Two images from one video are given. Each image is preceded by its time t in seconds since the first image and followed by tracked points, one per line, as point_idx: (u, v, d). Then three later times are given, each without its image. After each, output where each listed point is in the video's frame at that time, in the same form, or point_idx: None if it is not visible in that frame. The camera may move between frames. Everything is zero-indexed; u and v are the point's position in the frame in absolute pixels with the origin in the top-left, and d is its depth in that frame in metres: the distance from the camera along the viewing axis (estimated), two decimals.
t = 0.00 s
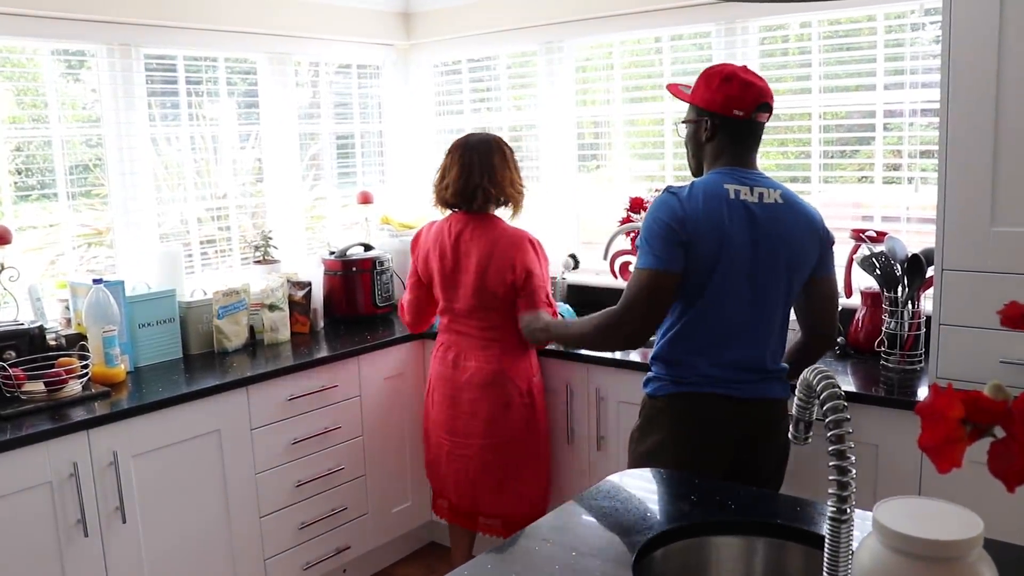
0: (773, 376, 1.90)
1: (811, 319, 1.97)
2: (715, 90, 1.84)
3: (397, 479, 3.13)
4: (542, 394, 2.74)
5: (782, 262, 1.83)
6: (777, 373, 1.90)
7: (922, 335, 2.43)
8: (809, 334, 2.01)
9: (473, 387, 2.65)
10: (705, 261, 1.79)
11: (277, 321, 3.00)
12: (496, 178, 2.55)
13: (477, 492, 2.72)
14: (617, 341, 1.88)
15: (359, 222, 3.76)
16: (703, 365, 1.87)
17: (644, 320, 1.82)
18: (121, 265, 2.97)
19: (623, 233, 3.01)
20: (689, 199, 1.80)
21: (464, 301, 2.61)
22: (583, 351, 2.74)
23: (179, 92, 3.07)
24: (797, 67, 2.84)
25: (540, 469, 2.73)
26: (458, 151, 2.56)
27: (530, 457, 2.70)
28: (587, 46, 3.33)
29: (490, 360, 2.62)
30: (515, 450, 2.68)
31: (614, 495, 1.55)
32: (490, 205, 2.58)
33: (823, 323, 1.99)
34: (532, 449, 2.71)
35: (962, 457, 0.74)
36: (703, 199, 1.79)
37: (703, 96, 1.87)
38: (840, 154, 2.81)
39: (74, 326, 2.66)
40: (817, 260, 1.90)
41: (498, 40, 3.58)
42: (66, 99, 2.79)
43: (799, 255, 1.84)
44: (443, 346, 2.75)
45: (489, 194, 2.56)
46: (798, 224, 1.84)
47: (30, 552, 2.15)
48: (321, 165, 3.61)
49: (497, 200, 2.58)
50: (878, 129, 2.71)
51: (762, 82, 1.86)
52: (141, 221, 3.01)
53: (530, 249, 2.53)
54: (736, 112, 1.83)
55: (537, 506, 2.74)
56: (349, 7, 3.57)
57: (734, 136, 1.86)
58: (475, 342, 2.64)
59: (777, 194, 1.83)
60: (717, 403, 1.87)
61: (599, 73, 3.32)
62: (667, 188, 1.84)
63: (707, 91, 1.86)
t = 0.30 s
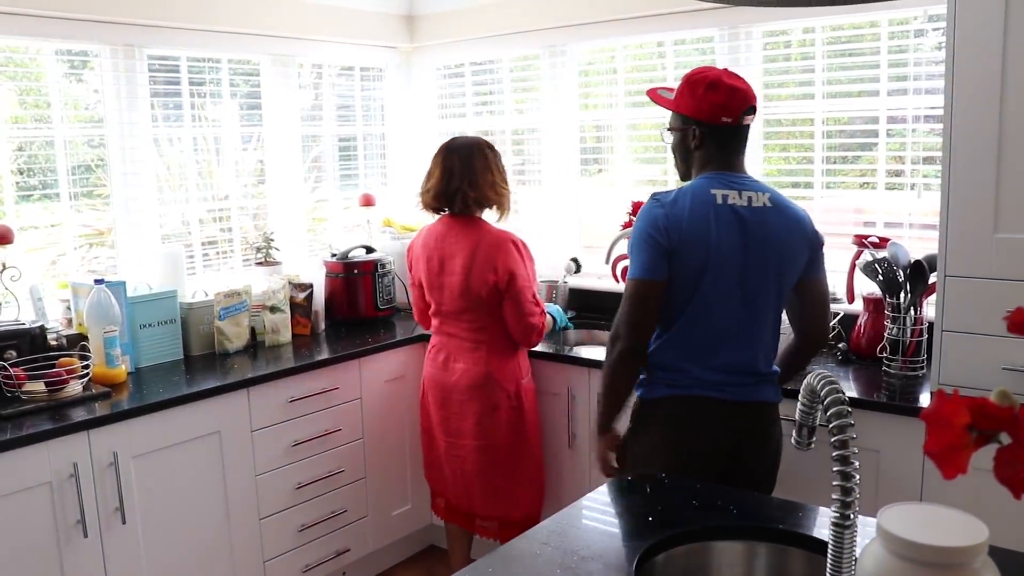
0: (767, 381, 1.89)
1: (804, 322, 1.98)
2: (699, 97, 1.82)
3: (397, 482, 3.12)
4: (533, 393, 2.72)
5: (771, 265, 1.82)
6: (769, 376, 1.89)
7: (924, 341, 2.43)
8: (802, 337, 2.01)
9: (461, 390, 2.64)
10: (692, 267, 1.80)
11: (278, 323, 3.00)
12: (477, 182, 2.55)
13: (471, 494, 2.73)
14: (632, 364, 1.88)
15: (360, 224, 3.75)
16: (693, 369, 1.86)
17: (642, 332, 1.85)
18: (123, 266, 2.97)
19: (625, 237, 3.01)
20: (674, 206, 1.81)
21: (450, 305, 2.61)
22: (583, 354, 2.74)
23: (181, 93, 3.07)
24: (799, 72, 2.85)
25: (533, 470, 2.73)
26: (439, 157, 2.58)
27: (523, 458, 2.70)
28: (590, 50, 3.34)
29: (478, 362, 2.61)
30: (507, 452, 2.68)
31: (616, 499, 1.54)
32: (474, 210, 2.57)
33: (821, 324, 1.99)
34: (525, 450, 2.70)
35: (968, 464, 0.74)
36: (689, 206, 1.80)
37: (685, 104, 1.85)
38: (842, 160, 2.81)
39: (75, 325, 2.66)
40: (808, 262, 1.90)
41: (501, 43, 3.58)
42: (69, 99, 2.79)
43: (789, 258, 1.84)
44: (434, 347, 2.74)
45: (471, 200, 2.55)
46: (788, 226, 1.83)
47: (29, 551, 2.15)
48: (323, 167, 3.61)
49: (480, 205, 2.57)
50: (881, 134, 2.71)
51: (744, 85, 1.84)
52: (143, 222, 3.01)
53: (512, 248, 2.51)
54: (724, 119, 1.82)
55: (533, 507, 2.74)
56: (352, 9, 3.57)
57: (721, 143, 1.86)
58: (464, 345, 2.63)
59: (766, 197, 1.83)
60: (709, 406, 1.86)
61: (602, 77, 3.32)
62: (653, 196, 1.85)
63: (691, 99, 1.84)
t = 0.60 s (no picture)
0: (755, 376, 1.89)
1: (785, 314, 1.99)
2: (674, 101, 1.82)
3: (396, 480, 3.12)
4: (522, 388, 2.70)
5: (751, 260, 1.83)
6: (756, 371, 1.89)
7: (925, 341, 2.42)
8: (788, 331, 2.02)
9: (448, 386, 2.64)
10: (673, 266, 1.80)
11: (278, 321, 2.99)
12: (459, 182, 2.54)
13: (463, 492, 2.72)
14: (607, 363, 1.89)
15: (361, 223, 3.74)
16: (678, 364, 1.86)
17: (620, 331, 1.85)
18: (123, 263, 2.97)
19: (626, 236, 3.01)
20: (651, 205, 1.80)
21: (437, 302, 2.61)
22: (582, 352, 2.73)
23: (182, 91, 3.07)
24: (801, 72, 2.84)
25: (524, 466, 2.72)
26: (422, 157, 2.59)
27: (513, 455, 2.69)
28: (591, 49, 3.33)
29: (465, 359, 2.60)
30: (498, 449, 2.67)
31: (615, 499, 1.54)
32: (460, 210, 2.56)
33: (805, 322, 2.02)
34: (516, 447, 2.69)
35: (970, 464, 0.74)
36: (666, 205, 1.80)
37: (660, 105, 1.84)
38: (843, 160, 2.80)
39: (75, 322, 2.65)
40: (784, 255, 1.91)
41: (502, 42, 3.58)
42: (70, 96, 2.78)
43: (768, 252, 1.84)
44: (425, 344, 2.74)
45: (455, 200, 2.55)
46: (765, 220, 1.84)
47: (28, 548, 2.14)
48: (324, 165, 3.61)
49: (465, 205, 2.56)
50: (883, 135, 2.71)
51: (720, 87, 1.84)
52: (144, 220, 3.01)
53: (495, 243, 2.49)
54: (698, 124, 1.83)
55: (525, 504, 2.73)
56: (354, 8, 3.57)
57: (694, 146, 1.87)
58: (451, 341, 2.63)
59: (742, 192, 1.83)
60: (698, 404, 1.86)
61: (603, 76, 3.31)
62: (630, 197, 1.85)
63: (666, 101, 1.83)
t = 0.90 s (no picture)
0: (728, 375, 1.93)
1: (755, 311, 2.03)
2: (637, 108, 1.82)
3: (394, 483, 3.12)
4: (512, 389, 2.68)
5: (724, 265, 1.84)
6: (730, 374, 1.93)
7: (925, 346, 2.42)
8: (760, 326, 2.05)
9: (437, 385, 2.64)
10: (648, 276, 1.81)
11: (278, 323, 3.00)
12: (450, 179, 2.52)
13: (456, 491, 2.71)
14: (586, 375, 1.92)
15: (361, 224, 3.74)
16: (657, 370, 1.87)
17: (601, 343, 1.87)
18: (123, 264, 2.97)
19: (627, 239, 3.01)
20: (623, 217, 1.81)
21: (428, 301, 2.62)
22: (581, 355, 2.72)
23: (183, 92, 3.07)
24: (801, 76, 2.85)
25: (518, 465, 2.69)
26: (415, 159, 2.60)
27: (506, 454, 2.66)
28: (592, 52, 3.33)
29: (455, 359, 2.60)
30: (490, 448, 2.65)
31: (614, 503, 1.54)
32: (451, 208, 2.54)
33: (772, 319, 2.05)
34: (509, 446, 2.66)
35: (968, 470, 0.74)
36: (639, 216, 1.80)
37: (624, 113, 1.85)
38: (843, 164, 2.81)
39: (75, 323, 2.66)
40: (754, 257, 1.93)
41: (503, 45, 3.58)
42: (71, 97, 2.79)
43: (739, 256, 1.86)
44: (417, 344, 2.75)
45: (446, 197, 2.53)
46: (736, 225, 1.85)
47: (26, 549, 2.14)
48: (324, 166, 3.61)
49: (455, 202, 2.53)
50: (883, 139, 2.71)
51: (685, 93, 1.84)
52: (144, 221, 3.01)
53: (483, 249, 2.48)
54: (663, 132, 1.83)
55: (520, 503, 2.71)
56: (356, 9, 3.57)
57: (660, 154, 1.87)
58: (441, 340, 2.63)
59: (713, 198, 1.84)
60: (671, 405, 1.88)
61: (604, 79, 3.32)
62: (602, 208, 1.85)
63: (629, 109, 1.83)
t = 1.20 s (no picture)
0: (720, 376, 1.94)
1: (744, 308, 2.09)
2: (613, 112, 1.83)
3: (399, 486, 3.12)
4: (505, 394, 2.64)
5: (710, 266, 1.85)
6: (722, 373, 1.94)
7: (931, 348, 2.41)
8: (746, 320, 2.12)
9: (429, 384, 2.64)
10: (636, 280, 1.81)
11: (284, 324, 3.00)
12: (451, 179, 2.52)
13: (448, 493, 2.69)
14: (577, 383, 1.90)
15: (367, 226, 3.76)
16: (651, 374, 1.87)
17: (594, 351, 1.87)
18: (130, 266, 2.98)
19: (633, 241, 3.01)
20: (608, 223, 1.81)
21: (428, 301, 2.63)
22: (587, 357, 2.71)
23: (190, 94, 3.08)
24: (807, 78, 2.84)
25: (510, 467, 2.66)
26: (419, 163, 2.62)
27: (498, 455, 2.63)
28: (598, 54, 3.33)
29: (447, 359, 2.59)
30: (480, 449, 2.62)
31: (619, 506, 1.54)
32: (453, 210, 2.53)
33: (759, 315, 2.12)
34: (501, 447, 2.64)
35: (973, 474, 0.73)
36: (624, 221, 1.81)
37: (601, 118, 1.86)
38: (849, 166, 2.80)
39: (82, 325, 2.67)
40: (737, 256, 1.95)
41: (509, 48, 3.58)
42: (78, 99, 2.80)
43: (723, 256, 1.88)
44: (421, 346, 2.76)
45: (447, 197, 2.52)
46: (718, 225, 1.87)
47: (33, 550, 2.15)
48: (330, 169, 3.62)
49: (458, 204, 2.53)
50: (890, 141, 2.70)
51: (661, 96, 1.84)
52: (151, 223, 3.02)
53: (486, 255, 2.47)
54: (639, 136, 1.83)
55: (512, 506, 2.68)
56: (362, 12, 3.58)
57: (638, 158, 1.87)
58: (437, 340, 2.64)
59: (694, 200, 1.86)
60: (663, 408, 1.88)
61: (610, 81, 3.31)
62: (587, 215, 1.85)
63: (606, 114, 1.84)
